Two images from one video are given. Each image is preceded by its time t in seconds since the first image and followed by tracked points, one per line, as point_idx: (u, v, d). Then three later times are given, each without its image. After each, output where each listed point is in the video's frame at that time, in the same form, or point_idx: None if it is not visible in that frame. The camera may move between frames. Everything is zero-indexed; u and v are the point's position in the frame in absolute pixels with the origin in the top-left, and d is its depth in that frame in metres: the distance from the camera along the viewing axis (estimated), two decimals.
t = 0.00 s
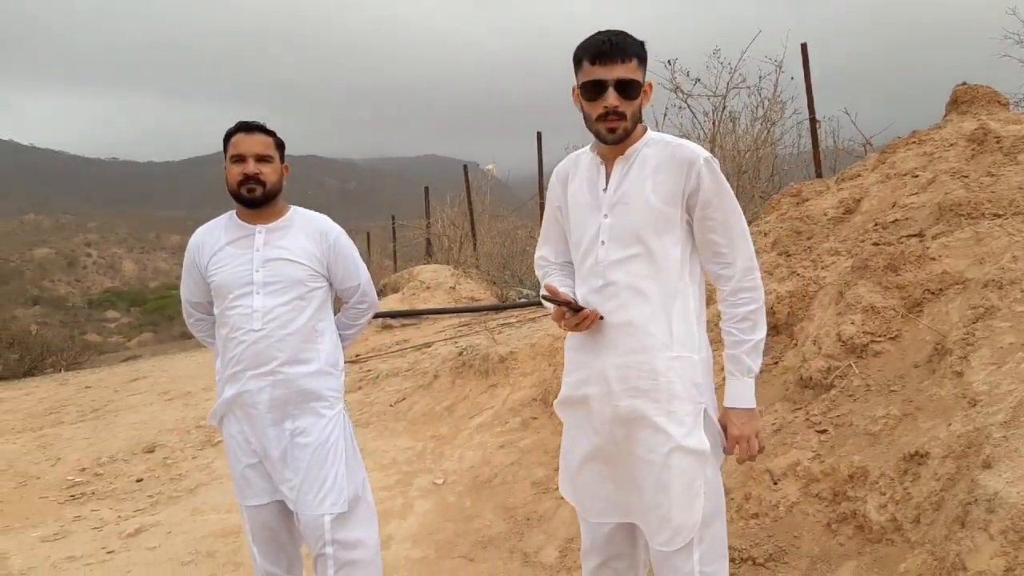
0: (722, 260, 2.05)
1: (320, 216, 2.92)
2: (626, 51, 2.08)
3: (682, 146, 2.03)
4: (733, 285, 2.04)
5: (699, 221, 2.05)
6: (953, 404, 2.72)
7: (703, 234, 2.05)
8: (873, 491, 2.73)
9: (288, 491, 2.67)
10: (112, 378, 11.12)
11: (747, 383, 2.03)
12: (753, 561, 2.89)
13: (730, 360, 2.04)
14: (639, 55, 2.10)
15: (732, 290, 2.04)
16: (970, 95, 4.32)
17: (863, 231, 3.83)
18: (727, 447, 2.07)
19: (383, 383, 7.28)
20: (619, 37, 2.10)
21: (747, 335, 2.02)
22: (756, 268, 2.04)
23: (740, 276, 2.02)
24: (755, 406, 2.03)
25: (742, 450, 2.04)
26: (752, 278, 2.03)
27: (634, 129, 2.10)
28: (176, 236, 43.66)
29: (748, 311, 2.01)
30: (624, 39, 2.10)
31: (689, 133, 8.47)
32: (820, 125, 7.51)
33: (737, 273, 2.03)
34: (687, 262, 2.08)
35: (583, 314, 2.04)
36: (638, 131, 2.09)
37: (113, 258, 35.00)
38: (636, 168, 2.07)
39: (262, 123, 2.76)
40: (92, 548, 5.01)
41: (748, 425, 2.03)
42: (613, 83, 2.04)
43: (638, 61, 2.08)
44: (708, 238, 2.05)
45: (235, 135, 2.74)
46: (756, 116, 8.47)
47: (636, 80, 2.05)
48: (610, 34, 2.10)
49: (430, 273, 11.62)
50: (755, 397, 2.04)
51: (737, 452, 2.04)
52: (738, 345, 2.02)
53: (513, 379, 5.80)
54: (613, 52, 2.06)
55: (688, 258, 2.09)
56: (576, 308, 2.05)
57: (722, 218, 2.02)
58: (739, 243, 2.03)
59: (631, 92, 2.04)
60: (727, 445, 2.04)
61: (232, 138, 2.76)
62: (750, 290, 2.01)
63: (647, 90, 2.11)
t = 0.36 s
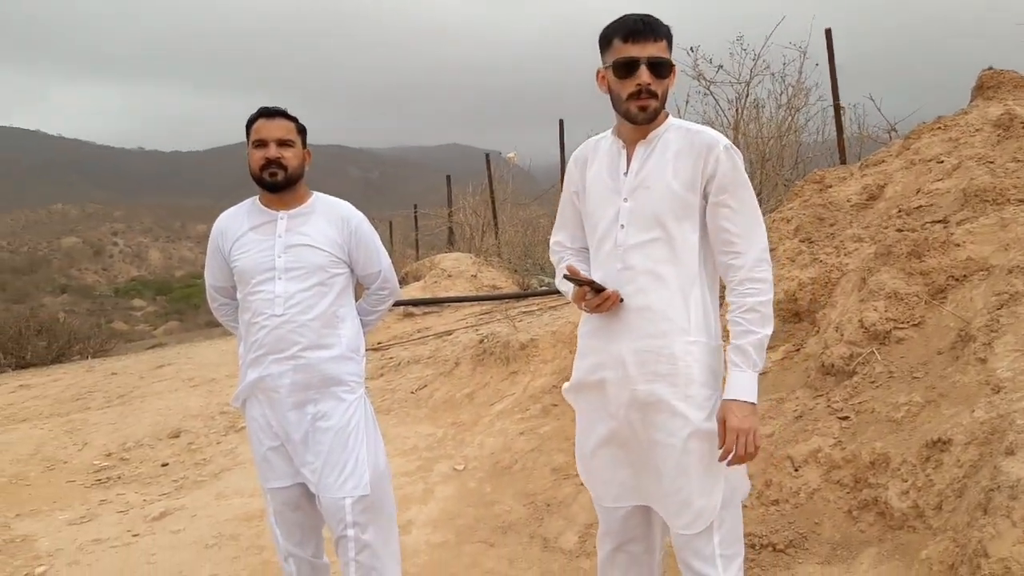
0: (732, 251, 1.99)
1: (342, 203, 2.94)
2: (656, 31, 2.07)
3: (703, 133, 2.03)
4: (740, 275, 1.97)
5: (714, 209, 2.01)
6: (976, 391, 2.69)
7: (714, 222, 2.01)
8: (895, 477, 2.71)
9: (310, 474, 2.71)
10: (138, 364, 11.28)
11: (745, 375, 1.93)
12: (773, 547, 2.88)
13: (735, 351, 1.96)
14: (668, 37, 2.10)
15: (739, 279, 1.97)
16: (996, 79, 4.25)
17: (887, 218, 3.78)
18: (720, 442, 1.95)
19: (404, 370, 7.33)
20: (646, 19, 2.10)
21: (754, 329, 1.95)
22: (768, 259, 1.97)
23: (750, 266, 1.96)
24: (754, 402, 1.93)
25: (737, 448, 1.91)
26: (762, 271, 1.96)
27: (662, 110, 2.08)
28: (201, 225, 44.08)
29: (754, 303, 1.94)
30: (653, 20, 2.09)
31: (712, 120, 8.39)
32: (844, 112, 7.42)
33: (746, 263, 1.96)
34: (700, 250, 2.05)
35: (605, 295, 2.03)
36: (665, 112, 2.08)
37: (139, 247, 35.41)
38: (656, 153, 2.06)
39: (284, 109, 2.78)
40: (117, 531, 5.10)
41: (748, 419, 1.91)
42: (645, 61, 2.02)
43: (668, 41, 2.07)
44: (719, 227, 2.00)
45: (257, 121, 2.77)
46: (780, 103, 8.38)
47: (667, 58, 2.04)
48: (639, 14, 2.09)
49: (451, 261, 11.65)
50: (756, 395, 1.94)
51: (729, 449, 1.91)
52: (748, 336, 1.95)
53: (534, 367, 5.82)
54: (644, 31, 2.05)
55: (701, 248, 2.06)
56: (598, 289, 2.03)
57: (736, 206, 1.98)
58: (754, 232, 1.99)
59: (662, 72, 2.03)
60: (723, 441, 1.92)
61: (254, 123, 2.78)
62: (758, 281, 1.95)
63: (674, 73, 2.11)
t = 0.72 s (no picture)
0: (742, 235, 1.98)
1: (360, 189, 2.96)
2: (670, 13, 2.06)
3: (714, 116, 2.03)
4: (745, 258, 1.97)
5: (723, 193, 2.01)
6: (993, 377, 2.68)
7: (723, 206, 2.01)
8: (910, 464, 2.71)
9: (325, 458, 2.75)
10: (162, 350, 11.43)
11: (729, 355, 1.91)
12: (788, 533, 2.87)
13: (727, 331, 1.94)
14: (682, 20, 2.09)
15: (743, 263, 1.97)
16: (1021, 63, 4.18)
17: (907, 204, 3.74)
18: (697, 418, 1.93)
19: (423, 357, 7.37)
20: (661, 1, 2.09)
21: (753, 312, 1.94)
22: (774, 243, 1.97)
23: (755, 250, 1.95)
24: (739, 381, 1.90)
25: (715, 425, 1.90)
26: (767, 255, 1.96)
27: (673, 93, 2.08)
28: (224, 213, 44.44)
29: (755, 286, 1.94)
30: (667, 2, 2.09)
31: (734, 107, 8.32)
32: (868, 98, 7.32)
33: (753, 247, 1.96)
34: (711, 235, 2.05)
35: (610, 279, 2.05)
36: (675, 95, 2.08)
37: (163, 234, 35.78)
38: (668, 138, 2.06)
39: (303, 95, 2.80)
40: (140, 513, 5.20)
41: (726, 397, 1.89)
42: (658, 42, 2.02)
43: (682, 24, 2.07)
44: (728, 211, 2.00)
45: (276, 106, 2.79)
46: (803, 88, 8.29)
47: (679, 40, 2.04)
48: None
49: (471, 249, 11.67)
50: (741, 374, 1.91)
51: (704, 427, 1.90)
52: (741, 318, 1.93)
53: (552, 353, 5.84)
54: (658, 13, 2.04)
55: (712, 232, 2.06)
56: (603, 274, 2.06)
57: (745, 189, 1.98)
58: (763, 216, 1.98)
59: (674, 54, 2.03)
60: (699, 417, 1.91)
61: (273, 109, 2.80)
62: (761, 266, 1.95)
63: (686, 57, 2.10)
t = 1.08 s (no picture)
0: (753, 223, 2.00)
1: (373, 178, 2.99)
2: None
3: (720, 103, 2.02)
4: (758, 246, 1.99)
5: (733, 181, 2.02)
6: (1005, 365, 2.68)
7: (733, 193, 2.02)
8: (921, 452, 2.71)
9: (340, 443, 2.79)
10: (182, 338, 11.57)
11: (767, 350, 1.94)
12: (798, 520, 2.88)
13: (757, 325, 1.97)
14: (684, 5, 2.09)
15: (759, 253, 1.98)
16: None
17: (922, 192, 3.72)
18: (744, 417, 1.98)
19: (439, 345, 7.42)
20: None
21: (775, 302, 1.96)
22: (785, 229, 1.98)
23: (769, 238, 1.97)
24: (779, 375, 1.94)
25: (762, 421, 1.94)
26: (779, 242, 1.97)
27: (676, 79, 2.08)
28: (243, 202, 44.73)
29: (773, 275, 1.95)
30: None
31: (753, 95, 8.27)
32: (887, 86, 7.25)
33: (765, 235, 1.97)
34: (722, 222, 2.06)
35: (615, 268, 2.08)
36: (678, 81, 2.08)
37: (183, 224, 36.09)
38: (674, 126, 2.07)
39: (314, 85, 2.83)
40: (159, 498, 5.29)
41: (771, 392, 1.94)
42: (657, 29, 2.03)
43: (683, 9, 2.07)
44: (738, 198, 2.01)
45: (291, 96, 2.83)
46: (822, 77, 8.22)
47: (680, 27, 2.04)
48: None
49: (488, 238, 11.69)
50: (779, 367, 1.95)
51: (755, 424, 1.95)
52: (768, 310, 1.95)
53: (567, 342, 5.86)
54: None
55: (723, 219, 2.07)
56: (608, 261, 2.08)
57: (754, 176, 1.99)
58: (773, 203, 1.99)
59: (674, 40, 2.03)
60: (748, 417, 1.96)
61: (286, 98, 2.84)
62: (777, 254, 1.96)
63: (689, 42, 2.10)
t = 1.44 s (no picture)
0: (760, 217, 2.01)
1: (386, 170, 3.01)
2: None
3: (727, 97, 2.04)
4: (764, 241, 2.00)
5: (739, 175, 2.03)
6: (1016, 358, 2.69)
7: (740, 187, 2.03)
8: (930, 444, 2.72)
9: (353, 433, 2.83)
10: (198, 331, 11.68)
11: (764, 342, 1.96)
12: (807, 512, 2.89)
13: (757, 318, 1.98)
14: None
15: (763, 247, 2.00)
16: None
17: (934, 185, 3.71)
18: (737, 407, 1.99)
19: (453, 337, 7.46)
20: None
21: (777, 296, 1.97)
22: (791, 225, 1.99)
23: (774, 233, 1.98)
24: (774, 368, 1.96)
25: (755, 413, 1.96)
26: (784, 237, 1.98)
27: (672, 72, 2.09)
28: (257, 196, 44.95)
29: (776, 271, 1.97)
30: None
31: (767, 87, 8.24)
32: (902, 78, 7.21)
33: (771, 229, 1.99)
34: (728, 216, 2.08)
35: (619, 260, 2.10)
36: (674, 73, 2.09)
37: (199, 217, 36.30)
38: (681, 120, 2.09)
39: (311, 82, 2.87)
40: (175, 488, 5.37)
41: (764, 385, 1.95)
42: (638, 26, 2.07)
43: None
44: (745, 193, 2.02)
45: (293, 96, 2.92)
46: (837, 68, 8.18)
47: (662, 20, 2.06)
48: None
49: (501, 231, 11.71)
50: (774, 361, 1.97)
51: (745, 416, 1.96)
52: (768, 304, 1.97)
53: (579, 334, 5.89)
54: None
55: (730, 213, 2.08)
56: (613, 254, 2.09)
57: (760, 171, 2.00)
58: (779, 198, 2.00)
59: (656, 34, 2.05)
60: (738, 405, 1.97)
61: (291, 97, 2.91)
62: (782, 249, 1.97)
63: (686, 33, 2.09)
